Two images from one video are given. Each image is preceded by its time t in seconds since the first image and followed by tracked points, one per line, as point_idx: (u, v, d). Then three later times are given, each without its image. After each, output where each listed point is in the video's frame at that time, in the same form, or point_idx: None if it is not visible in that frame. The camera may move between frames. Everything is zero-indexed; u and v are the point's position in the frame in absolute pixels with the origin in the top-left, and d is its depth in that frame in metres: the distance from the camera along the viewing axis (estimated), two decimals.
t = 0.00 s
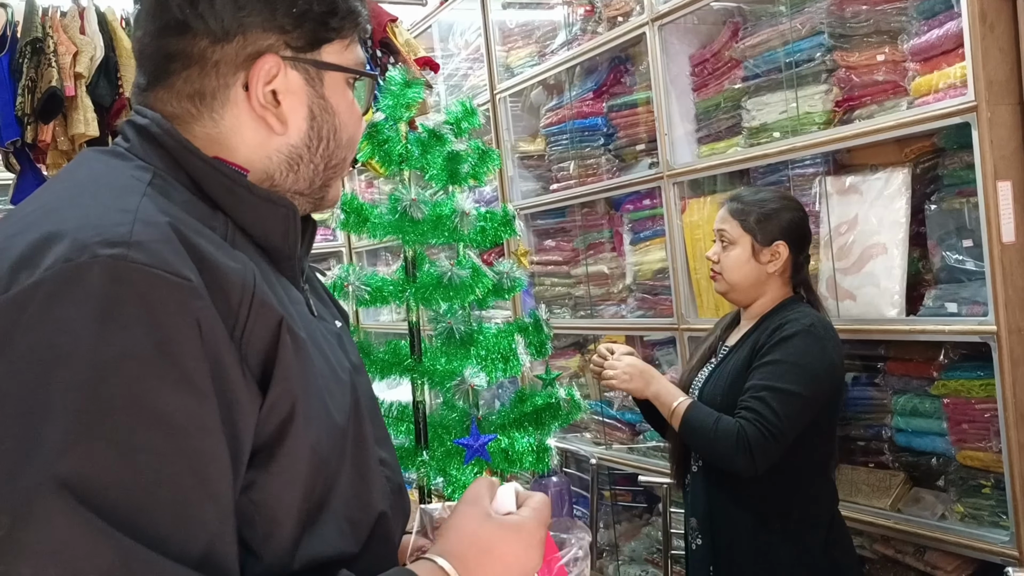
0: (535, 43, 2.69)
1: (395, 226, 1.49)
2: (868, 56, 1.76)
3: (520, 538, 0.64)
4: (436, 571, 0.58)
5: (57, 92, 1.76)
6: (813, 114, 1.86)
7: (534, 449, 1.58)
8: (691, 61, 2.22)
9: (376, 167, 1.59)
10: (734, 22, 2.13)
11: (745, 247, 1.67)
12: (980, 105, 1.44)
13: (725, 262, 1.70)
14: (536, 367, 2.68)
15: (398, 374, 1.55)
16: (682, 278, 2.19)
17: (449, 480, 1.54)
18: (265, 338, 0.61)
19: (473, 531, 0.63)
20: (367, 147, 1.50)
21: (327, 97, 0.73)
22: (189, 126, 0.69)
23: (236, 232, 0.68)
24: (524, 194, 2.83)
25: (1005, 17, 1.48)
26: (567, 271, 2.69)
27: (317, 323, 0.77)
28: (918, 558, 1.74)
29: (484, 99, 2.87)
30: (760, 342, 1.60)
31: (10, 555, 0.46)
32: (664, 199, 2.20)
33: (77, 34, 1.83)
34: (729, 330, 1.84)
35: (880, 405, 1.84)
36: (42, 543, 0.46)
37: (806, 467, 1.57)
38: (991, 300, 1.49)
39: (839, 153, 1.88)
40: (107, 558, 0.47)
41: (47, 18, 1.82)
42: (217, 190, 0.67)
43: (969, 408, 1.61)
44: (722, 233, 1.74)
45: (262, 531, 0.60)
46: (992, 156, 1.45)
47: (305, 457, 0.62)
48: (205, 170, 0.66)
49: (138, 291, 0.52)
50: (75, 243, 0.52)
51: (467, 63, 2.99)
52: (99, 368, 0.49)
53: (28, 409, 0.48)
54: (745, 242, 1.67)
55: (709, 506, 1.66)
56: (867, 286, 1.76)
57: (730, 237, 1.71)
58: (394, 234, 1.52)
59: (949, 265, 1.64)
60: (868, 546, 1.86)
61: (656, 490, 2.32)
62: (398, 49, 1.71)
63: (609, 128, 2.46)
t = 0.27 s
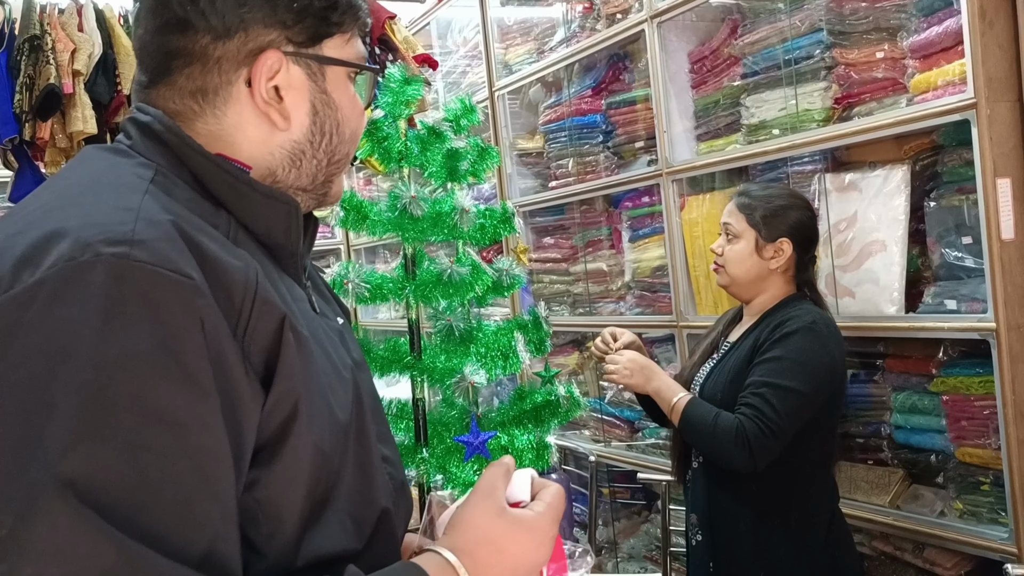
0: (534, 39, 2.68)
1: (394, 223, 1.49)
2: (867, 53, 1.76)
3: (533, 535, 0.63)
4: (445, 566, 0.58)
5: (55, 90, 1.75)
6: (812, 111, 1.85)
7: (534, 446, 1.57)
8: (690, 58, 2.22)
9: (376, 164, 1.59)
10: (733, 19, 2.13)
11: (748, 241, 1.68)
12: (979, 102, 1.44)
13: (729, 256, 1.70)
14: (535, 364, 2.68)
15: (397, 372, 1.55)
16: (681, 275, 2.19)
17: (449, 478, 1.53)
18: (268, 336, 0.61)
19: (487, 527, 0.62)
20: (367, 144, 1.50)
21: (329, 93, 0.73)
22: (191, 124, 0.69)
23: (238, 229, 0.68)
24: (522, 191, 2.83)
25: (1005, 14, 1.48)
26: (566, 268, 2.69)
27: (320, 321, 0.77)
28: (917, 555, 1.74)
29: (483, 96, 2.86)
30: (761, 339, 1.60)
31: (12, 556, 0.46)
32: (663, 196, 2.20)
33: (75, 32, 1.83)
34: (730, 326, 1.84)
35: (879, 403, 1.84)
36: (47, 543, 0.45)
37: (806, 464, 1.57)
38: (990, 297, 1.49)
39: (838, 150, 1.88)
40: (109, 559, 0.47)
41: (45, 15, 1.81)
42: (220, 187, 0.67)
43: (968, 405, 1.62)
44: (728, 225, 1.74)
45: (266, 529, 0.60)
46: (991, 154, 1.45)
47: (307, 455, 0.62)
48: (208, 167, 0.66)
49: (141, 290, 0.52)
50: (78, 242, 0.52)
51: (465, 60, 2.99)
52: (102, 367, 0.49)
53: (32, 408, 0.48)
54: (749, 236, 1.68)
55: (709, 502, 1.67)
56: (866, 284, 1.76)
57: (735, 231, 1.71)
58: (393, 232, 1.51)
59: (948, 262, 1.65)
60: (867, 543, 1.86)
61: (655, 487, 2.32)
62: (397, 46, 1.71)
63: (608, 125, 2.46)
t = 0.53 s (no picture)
0: (531, 34, 2.66)
1: (391, 218, 1.47)
2: (869, 46, 1.75)
3: (556, 510, 0.59)
4: (452, 546, 0.55)
5: (49, 85, 1.73)
6: (812, 105, 1.84)
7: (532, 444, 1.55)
8: (689, 52, 2.20)
9: (372, 159, 1.58)
10: (733, 12, 2.11)
11: (759, 236, 1.66)
12: (982, 96, 1.43)
13: (737, 250, 1.68)
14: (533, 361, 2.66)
15: (395, 369, 1.54)
16: (681, 272, 2.18)
17: (446, 476, 1.52)
18: (264, 332, 0.59)
19: (509, 500, 0.58)
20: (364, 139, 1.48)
21: (329, 86, 0.72)
22: (188, 116, 0.67)
23: (235, 224, 0.66)
24: (520, 187, 2.81)
25: (1008, 6, 1.46)
26: (565, 264, 2.67)
27: (318, 317, 0.75)
28: (918, 552, 1.73)
29: (480, 91, 2.85)
30: (766, 334, 1.58)
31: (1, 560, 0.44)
32: (663, 191, 2.19)
33: (69, 26, 1.82)
34: (735, 318, 1.83)
35: (880, 399, 1.83)
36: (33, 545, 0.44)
37: (807, 460, 1.56)
38: (991, 293, 1.48)
39: (838, 145, 1.86)
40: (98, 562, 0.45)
41: (39, 9, 1.80)
42: (215, 180, 0.65)
43: (970, 401, 1.60)
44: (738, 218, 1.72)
45: (261, 523, 0.60)
46: (994, 148, 1.44)
47: (305, 450, 0.61)
48: (205, 161, 0.64)
49: (134, 285, 0.50)
50: (69, 237, 0.51)
51: (462, 55, 2.97)
52: (93, 365, 0.47)
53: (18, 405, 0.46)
54: (760, 231, 1.66)
55: (711, 499, 1.67)
56: (867, 280, 1.75)
57: (745, 224, 1.69)
58: (390, 227, 1.50)
59: (949, 258, 1.63)
60: (867, 540, 1.85)
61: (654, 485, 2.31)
62: (393, 40, 1.69)
63: (606, 120, 2.44)
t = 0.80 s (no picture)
0: (526, 28, 2.66)
1: (385, 213, 1.48)
2: (863, 41, 1.75)
3: (557, 501, 0.58)
4: (443, 538, 0.56)
5: (43, 79, 1.72)
6: (807, 100, 1.85)
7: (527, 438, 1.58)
8: (684, 47, 2.20)
9: (367, 154, 1.58)
10: (727, 7, 2.11)
11: (774, 236, 1.65)
12: (974, 91, 1.43)
13: (749, 250, 1.67)
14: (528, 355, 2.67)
15: (389, 363, 1.54)
16: (675, 266, 2.18)
17: (441, 470, 1.53)
18: (255, 326, 0.59)
19: (506, 490, 0.57)
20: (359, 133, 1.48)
21: (326, 81, 0.72)
22: (183, 111, 0.67)
23: (230, 218, 0.66)
24: (515, 181, 2.81)
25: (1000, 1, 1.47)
26: (560, 259, 2.68)
27: (315, 312, 0.75)
28: (910, 545, 1.74)
29: (475, 86, 2.85)
30: (768, 330, 1.59)
31: None
32: (657, 186, 2.19)
33: (63, 19, 1.80)
34: (736, 310, 1.84)
35: (874, 393, 1.83)
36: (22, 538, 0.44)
37: (810, 456, 1.56)
38: (983, 287, 1.49)
39: (833, 140, 1.87)
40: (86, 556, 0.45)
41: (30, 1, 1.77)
42: (211, 174, 0.65)
43: (962, 395, 1.62)
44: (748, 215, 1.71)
45: (256, 516, 0.61)
46: (986, 143, 1.45)
47: (298, 442, 0.62)
48: (201, 156, 0.65)
49: (123, 279, 0.50)
50: (60, 231, 0.51)
51: (457, 49, 2.96)
52: (83, 359, 0.48)
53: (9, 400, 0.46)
54: (774, 231, 1.65)
55: (711, 494, 1.67)
56: (860, 274, 1.76)
57: (758, 225, 1.68)
58: (384, 221, 1.50)
59: (942, 252, 1.64)
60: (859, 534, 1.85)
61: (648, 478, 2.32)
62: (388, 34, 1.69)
63: (601, 114, 2.44)
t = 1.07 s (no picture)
0: (518, 20, 2.65)
1: (375, 204, 1.47)
2: (854, 32, 1.75)
3: (535, 530, 0.58)
4: (424, 548, 0.55)
5: (31, 70, 1.69)
6: (798, 92, 1.84)
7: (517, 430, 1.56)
8: (675, 38, 2.20)
9: (357, 145, 1.57)
10: None
11: (768, 225, 1.65)
12: (965, 82, 1.43)
13: (744, 238, 1.68)
14: (520, 348, 2.67)
15: (380, 354, 1.54)
16: (667, 258, 2.18)
17: (432, 461, 1.53)
18: (243, 316, 0.58)
19: (493, 510, 0.57)
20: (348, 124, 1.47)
21: (316, 70, 0.72)
22: (172, 98, 0.66)
23: (221, 207, 0.66)
24: (507, 173, 2.81)
25: None
26: (552, 251, 2.67)
27: (308, 304, 0.75)
28: (901, 536, 1.74)
29: (466, 77, 2.84)
30: (773, 329, 1.59)
31: None
32: (648, 178, 2.19)
33: (51, 10, 1.78)
34: (732, 305, 1.82)
35: (866, 385, 1.84)
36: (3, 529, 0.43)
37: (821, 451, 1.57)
38: (974, 278, 1.49)
39: (824, 131, 1.87)
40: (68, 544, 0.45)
41: None
42: (202, 162, 0.65)
43: (952, 386, 1.62)
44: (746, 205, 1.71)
45: (240, 504, 0.59)
46: (976, 134, 1.44)
47: (284, 432, 0.61)
48: (192, 144, 0.64)
49: (109, 268, 0.50)
50: (46, 218, 0.50)
51: (449, 41, 2.95)
52: (66, 347, 0.47)
53: None
54: (769, 220, 1.65)
55: (713, 491, 1.66)
56: (851, 266, 1.76)
57: (754, 214, 1.69)
58: (374, 213, 1.49)
59: (933, 244, 1.64)
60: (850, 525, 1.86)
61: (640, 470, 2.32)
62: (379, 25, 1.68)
63: (593, 106, 2.44)
